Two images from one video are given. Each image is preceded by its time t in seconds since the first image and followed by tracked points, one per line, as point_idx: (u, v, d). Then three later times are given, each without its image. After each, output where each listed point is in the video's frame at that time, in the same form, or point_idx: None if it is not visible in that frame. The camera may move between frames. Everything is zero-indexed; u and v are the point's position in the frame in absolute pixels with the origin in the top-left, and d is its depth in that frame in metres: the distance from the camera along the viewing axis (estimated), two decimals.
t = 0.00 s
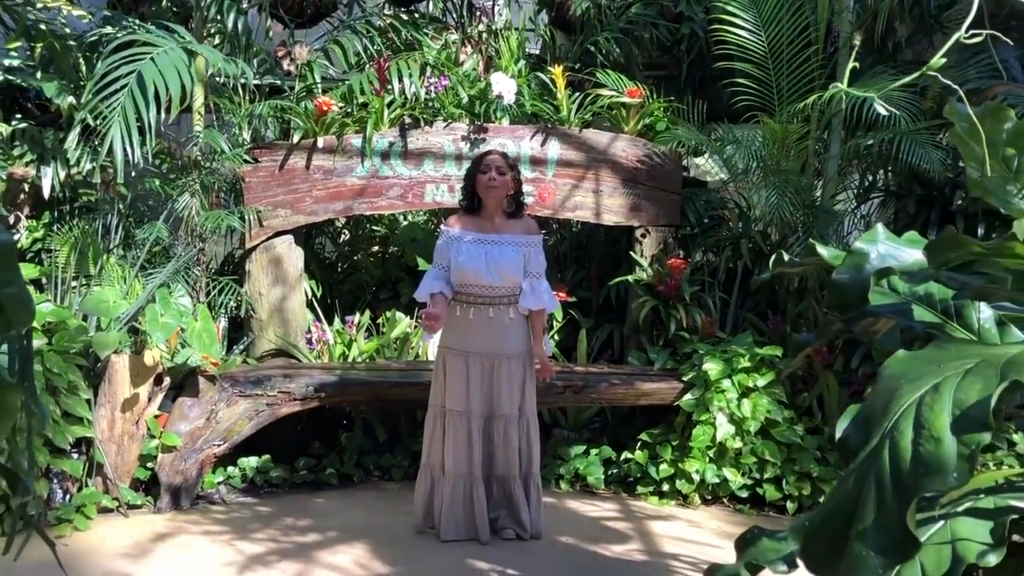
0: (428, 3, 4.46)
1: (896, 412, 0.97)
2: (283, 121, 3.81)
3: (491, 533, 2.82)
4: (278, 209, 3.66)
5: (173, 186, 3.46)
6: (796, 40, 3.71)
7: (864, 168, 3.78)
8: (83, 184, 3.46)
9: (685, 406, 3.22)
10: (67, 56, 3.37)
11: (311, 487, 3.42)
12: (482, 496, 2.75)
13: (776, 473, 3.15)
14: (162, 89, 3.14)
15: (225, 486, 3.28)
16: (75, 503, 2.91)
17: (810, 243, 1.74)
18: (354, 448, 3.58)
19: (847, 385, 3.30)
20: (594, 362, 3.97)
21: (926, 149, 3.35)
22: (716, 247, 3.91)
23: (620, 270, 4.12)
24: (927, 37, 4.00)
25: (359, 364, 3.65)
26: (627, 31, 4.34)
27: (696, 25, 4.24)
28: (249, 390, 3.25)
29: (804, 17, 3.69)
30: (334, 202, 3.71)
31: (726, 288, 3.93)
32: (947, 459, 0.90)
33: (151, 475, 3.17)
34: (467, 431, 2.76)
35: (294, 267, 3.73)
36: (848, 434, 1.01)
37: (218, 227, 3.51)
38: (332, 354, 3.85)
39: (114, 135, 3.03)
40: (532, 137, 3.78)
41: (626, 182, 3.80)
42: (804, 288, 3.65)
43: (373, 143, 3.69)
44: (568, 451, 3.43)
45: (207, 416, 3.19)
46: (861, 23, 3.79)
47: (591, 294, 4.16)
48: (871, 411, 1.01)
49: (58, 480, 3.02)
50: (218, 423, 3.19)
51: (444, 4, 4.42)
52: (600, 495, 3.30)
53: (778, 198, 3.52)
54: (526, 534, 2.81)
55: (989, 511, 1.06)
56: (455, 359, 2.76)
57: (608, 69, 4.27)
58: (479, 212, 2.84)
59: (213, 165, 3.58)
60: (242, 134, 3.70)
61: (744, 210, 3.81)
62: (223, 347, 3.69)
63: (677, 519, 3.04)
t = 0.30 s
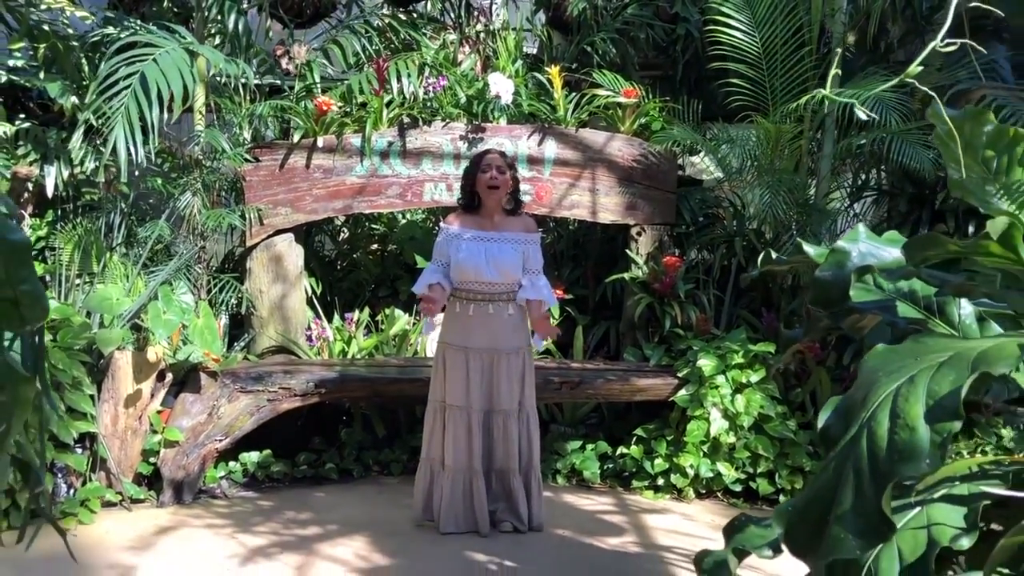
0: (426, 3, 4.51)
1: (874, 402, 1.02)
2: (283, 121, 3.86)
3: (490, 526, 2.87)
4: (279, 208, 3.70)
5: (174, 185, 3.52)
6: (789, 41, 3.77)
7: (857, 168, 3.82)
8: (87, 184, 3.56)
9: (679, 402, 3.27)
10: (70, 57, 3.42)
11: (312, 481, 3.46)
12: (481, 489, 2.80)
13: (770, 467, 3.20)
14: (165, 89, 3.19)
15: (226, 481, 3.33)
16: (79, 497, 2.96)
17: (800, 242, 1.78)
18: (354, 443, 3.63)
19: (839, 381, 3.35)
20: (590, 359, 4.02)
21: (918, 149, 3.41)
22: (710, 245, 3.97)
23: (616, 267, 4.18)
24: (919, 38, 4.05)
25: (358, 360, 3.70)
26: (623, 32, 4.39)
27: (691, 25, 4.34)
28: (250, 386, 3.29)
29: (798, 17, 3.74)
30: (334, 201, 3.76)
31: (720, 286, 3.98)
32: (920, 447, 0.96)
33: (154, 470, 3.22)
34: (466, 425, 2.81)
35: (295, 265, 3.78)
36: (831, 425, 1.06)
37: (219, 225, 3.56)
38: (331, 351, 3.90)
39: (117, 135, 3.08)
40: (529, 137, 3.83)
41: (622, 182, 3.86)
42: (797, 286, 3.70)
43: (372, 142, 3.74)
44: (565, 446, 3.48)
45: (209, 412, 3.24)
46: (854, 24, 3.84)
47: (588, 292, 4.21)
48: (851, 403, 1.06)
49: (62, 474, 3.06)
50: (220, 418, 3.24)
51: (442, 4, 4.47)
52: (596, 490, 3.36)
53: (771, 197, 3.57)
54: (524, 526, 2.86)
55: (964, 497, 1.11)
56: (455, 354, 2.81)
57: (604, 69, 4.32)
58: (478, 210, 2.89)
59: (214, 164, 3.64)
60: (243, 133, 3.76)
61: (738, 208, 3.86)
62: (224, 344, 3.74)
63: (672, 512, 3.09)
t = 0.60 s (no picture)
0: (423, 4, 4.57)
1: (851, 392, 1.09)
2: (283, 121, 3.91)
3: (487, 519, 2.93)
4: (279, 207, 3.76)
5: (176, 184, 3.58)
6: (782, 42, 3.83)
7: (847, 167, 3.87)
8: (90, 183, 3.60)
9: (673, 397, 3.34)
10: (75, 58, 3.47)
11: (312, 476, 3.52)
12: (479, 483, 2.86)
13: (761, 461, 3.26)
14: (168, 90, 3.24)
15: (228, 475, 3.38)
16: (84, 491, 3.02)
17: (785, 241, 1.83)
18: (354, 438, 3.69)
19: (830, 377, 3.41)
20: (586, 355, 4.09)
21: (906, 149, 3.47)
22: (704, 243, 4.03)
23: (612, 266, 4.24)
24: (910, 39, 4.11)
25: (358, 357, 3.76)
26: (619, 33, 4.45)
27: (685, 27, 4.39)
28: (252, 382, 3.36)
29: (791, 19, 3.81)
30: (334, 200, 3.82)
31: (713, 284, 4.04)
32: (891, 433, 1.02)
33: (157, 464, 3.28)
34: (465, 420, 2.87)
35: (295, 263, 3.84)
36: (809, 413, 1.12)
37: (221, 224, 3.62)
38: (331, 347, 3.97)
39: (122, 135, 3.14)
40: (526, 137, 3.89)
41: (617, 181, 3.92)
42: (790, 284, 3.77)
43: (371, 143, 3.80)
44: (561, 441, 3.55)
45: (211, 407, 3.31)
46: (846, 25, 3.90)
47: (584, 289, 4.28)
48: (827, 391, 1.12)
49: (67, 468, 3.11)
50: (222, 413, 3.31)
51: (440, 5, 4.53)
52: (591, 483, 3.42)
53: (764, 196, 3.63)
54: (521, 519, 2.92)
55: (936, 482, 1.18)
56: (454, 351, 2.87)
57: (600, 70, 4.38)
58: (477, 210, 2.95)
59: (215, 163, 3.70)
60: (244, 133, 3.81)
61: (732, 207, 3.93)
62: (226, 341, 3.80)
63: (666, 505, 3.16)
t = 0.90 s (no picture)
0: (421, 4, 4.62)
1: (830, 382, 1.13)
2: (282, 120, 3.95)
3: (485, 512, 2.98)
4: (279, 205, 3.81)
5: (178, 183, 3.64)
6: (775, 43, 3.88)
7: (839, 166, 3.92)
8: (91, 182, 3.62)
9: (667, 393, 3.39)
10: (77, 58, 3.52)
11: (311, 470, 3.57)
12: (476, 476, 2.92)
13: (754, 456, 3.32)
14: (169, 90, 3.29)
15: (229, 470, 3.43)
16: (87, 485, 3.06)
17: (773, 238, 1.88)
18: (353, 433, 3.74)
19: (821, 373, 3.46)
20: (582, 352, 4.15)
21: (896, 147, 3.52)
22: (698, 241, 4.07)
23: (608, 263, 4.29)
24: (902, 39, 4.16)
25: (357, 353, 3.81)
26: (615, 33, 4.51)
27: (680, 27, 4.41)
28: (252, 378, 3.41)
29: (784, 20, 3.86)
30: (333, 198, 3.87)
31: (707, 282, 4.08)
32: (868, 420, 1.07)
33: (159, 459, 3.32)
34: (462, 414, 2.92)
35: (295, 261, 3.88)
36: (792, 402, 1.17)
37: (221, 222, 3.67)
38: (331, 344, 4.03)
39: (124, 135, 3.19)
40: (523, 136, 3.93)
41: (613, 180, 3.97)
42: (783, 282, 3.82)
43: (370, 142, 3.84)
44: (557, 436, 3.60)
45: (212, 403, 3.35)
46: (839, 26, 3.95)
47: (580, 287, 4.33)
48: (807, 381, 1.17)
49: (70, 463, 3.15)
50: (222, 409, 3.35)
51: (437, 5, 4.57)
52: (587, 478, 3.48)
53: (756, 195, 3.68)
54: (518, 512, 2.98)
55: (913, 469, 1.23)
56: (451, 347, 2.92)
57: (596, 70, 4.43)
58: (474, 209, 3.00)
59: (215, 162, 3.75)
60: (244, 132, 3.89)
61: (726, 206, 3.98)
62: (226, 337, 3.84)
63: (660, 499, 3.21)
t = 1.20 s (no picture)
0: (419, 5, 4.68)
1: (807, 371, 1.19)
2: (282, 120, 4.01)
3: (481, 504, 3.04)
4: (279, 203, 3.87)
5: (180, 182, 3.68)
6: (768, 44, 3.94)
7: (831, 166, 3.98)
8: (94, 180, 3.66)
9: (661, 387, 3.45)
10: (79, 59, 3.58)
11: (311, 464, 3.63)
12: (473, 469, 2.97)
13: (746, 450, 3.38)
14: (172, 90, 3.34)
15: (231, 464, 3.49)
16: (91, 478, 3.12)
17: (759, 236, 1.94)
18: (352, 428, 3.80)
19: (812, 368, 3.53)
20: (577, 348, 4.21)
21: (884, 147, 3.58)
22: (692, 239, 4.14)
23: (603, 261, 4.36)
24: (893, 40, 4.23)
25: (356, 349, 3.87)
26: (610, 34, 4.57)
27: (674, 28, 4.49)
28: (253, 373, 3.46)
29: (777, 21, 3.92)
30: (332, 197, 3.93)
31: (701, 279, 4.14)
32: (843, 406, 1.13)
33: (161, 453, 3.38)
34: (459, 408, 2.98)
35: (295, 259, 3.95)
36: (772, 391, 1.23)
37: (222, 220, 3.72)
38: (330, 340, 4.07)
39: (128, 134, 3.24)
40: (519, 136, 4.00)
41: (608, 178, 4.03)
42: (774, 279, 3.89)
43: (368, 141, 3.90)
44: (553, 430, 3.66)
45: (213, 398, 3.41)
46: (831, 27, 4.01)
47: (575, 284, 4.39)
48: (786, 370, 1.23)
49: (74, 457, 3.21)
50: (223, 404, 3.41)
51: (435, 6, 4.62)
52: (582, 471, 3.54)
53: (749, 194, 3.74)
54: (514, 504, 3.03)
55: (887, 453, 1.29)
56: (448, 343, 2.98)
57: (591, 70, 4.49)
58: (471, 208, 3.06)
59: (216, 162, 3.79)
60: (244, 131, 3.92)
61: (719, 205, 4.04)
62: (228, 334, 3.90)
63: (654, 492, 3.27)
